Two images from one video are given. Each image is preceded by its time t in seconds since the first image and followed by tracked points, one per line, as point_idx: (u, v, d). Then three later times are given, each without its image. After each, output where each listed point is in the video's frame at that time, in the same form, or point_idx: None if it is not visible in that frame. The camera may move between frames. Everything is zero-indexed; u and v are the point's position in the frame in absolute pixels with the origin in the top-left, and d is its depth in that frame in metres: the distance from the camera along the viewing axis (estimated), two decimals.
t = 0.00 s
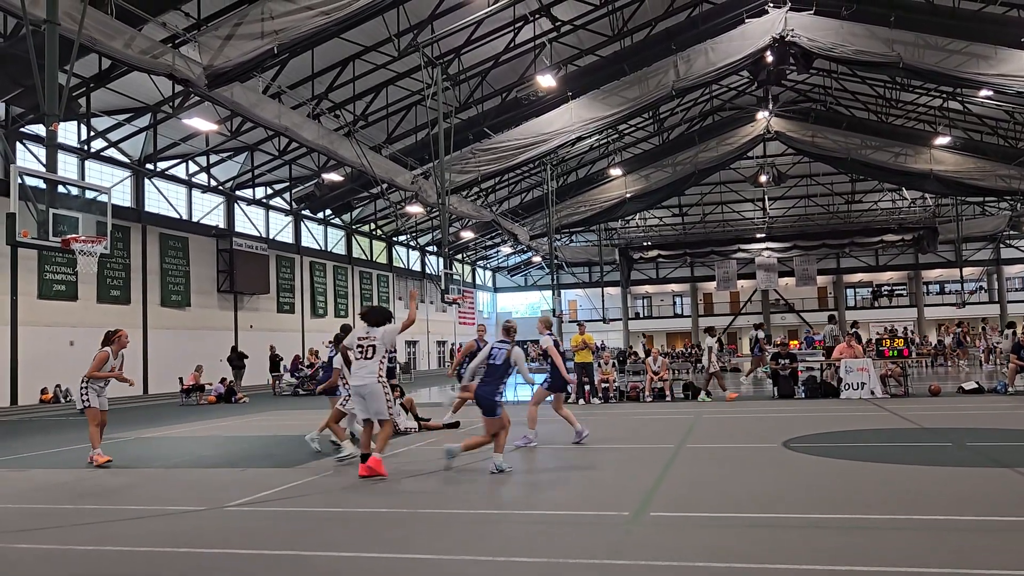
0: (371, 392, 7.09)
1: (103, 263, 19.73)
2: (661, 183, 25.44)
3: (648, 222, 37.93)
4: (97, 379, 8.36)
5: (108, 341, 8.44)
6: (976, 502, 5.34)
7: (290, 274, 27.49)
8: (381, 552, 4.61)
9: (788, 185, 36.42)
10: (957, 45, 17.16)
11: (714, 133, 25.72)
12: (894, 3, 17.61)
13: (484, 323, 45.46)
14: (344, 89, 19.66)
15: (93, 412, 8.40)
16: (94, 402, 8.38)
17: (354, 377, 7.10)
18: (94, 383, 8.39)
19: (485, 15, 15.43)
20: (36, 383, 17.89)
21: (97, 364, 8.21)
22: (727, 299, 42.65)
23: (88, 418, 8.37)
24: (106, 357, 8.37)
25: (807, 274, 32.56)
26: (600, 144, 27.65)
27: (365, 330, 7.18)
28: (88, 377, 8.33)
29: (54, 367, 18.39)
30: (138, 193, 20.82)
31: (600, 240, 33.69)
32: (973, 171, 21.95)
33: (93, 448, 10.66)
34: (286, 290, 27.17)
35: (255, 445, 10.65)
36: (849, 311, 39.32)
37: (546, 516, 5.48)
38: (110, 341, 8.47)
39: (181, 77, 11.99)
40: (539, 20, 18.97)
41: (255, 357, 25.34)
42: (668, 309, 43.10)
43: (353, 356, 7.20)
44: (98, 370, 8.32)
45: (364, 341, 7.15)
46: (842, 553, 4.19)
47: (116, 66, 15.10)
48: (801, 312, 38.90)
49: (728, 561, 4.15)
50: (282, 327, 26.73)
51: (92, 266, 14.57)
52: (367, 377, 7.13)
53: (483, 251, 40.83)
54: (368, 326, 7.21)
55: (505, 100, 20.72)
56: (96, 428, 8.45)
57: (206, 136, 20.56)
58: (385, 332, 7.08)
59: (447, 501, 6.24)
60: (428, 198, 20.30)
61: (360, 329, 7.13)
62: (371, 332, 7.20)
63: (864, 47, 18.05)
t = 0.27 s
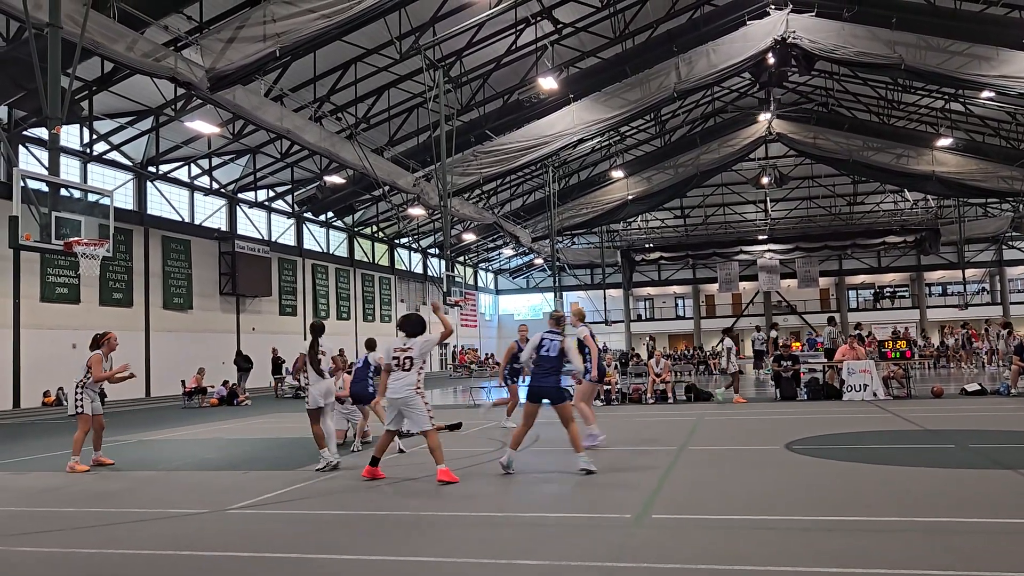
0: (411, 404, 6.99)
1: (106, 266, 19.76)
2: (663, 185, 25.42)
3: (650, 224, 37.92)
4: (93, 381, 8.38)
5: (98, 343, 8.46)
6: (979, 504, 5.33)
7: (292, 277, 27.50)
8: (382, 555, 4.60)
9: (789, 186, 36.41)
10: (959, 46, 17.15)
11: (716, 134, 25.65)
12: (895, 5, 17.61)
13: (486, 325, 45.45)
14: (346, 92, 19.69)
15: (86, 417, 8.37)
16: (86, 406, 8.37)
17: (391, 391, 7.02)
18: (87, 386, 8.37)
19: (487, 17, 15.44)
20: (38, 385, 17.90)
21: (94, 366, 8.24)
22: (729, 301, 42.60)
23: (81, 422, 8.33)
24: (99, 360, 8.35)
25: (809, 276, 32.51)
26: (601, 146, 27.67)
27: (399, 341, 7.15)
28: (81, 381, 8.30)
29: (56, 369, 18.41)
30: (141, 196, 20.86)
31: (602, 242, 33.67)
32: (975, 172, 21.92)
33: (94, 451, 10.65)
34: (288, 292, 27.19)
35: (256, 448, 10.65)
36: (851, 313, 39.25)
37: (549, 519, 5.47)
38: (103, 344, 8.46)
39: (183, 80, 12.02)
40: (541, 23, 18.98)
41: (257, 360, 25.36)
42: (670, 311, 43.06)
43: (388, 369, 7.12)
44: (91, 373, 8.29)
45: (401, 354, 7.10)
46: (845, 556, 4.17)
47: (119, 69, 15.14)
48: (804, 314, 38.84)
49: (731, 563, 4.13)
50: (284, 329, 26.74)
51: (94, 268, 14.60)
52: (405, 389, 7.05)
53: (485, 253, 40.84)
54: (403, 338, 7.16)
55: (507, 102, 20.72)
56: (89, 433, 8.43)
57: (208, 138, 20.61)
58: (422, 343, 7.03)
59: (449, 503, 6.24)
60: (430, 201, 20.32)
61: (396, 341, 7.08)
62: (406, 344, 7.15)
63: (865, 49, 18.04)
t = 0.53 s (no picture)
0: (455, 395, 6.86)
1: (109, 268, 19.81)
2: (666, 186, 25.40)
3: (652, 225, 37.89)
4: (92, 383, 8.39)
5: (91, 345, 8.44)
6: (982, 505, 5.32)
7: (295, 278, 27.54)
8: (385, 556, 4.60)
9: (792, 187, 36.36)
10: (962, 47, 17.11)
11: (719, 136, 25.66)
12: (898, 6, 17.59)
13: (489, 327, 45.46)
14: (348, 94, 19.73)
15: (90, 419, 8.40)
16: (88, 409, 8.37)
17: (436, 380, 6.78)
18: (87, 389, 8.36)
19: (490, 19, 15.45)
20: (42, 387, 17.94)
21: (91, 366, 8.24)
22: (732, 302, 42.54)
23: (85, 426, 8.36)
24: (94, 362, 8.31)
25: (812, 277, 32.46)
26: (604, 147, 27.66)
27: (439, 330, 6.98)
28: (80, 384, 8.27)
29: (60, 371, 18.46)
30: (144, 199, 20.90)
31: (605, 243, 33.67)
32: (979, 173, 21.86)
33: (96, 453, 10.64)
34: (291, 294, 27.22)
35: (259, 450, 10.65)
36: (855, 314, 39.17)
37: (552, 520, 5.47)
38: (97, 344, 8.41)
39: (187, 82, 12.06)
40: (544, 24, 19.00)
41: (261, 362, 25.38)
42: (673, 312, 43.00)
43: (430, 358, 6.83)
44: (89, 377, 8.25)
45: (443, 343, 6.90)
46: (849, 557, 4.15)
47: (122, 72, 15.19)
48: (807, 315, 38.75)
49: (735, 565, 4.11)
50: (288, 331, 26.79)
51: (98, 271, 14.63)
52: (447, 381, 6.89)
53: (487, 255, 40.88)
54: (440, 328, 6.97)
55: (510, 104, 20.74)
56: (94, 433, 8.48)
57: (211, 141, 20.66)
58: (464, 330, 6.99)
59: (452, 505, 6.24)
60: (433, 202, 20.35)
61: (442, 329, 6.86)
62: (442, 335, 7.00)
63: (868, 50, 18.02)
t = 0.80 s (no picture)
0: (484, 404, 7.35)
1: (114, 269, 19.87)
2: (669, 187, 25.37)
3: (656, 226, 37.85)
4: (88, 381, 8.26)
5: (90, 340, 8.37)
6: (987, 506, 5.29)
7: (299, 280, 27.59)
8: (387, 557, 4.61)
9: (796, 188, 36.30)
10: (967, 47, 17.05)
11: (722, 137, 25.64)
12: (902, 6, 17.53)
13: (493, 328, 45.46)
14: (352, 95, 19.77)
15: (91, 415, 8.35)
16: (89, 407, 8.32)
17: (466, 388, 7.16)
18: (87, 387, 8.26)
19: (493, 20, 15.46)
20: (46, 389, 18.01)
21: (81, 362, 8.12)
22: (736, 303, 42.44)
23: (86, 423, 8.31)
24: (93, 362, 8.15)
25: (816, 278, 32.39)
26: (607, 148, 27.66)
27: (475, 341, 7.41)
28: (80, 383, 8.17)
29: (64, 372, 18.52)
30: (148, 200, 20.97)
31: (608, 244, 33.66)
32: (984, 173, 21.78)
33: (101, 454, 10.67)
34: (295, 296, 27.26)
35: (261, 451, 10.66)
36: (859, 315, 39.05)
37: (553, 521, 5.47)
38: (95, 342, 8.24)
39: (190, 84, 12.10)
40: (547, 25, 19.01)
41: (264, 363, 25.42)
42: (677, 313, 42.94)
43: (465, 368, 7.27)
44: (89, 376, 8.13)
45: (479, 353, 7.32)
46: (852, 559, 4.13)
47: (126, 74, 15.24)
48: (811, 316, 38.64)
49: (738, 566, 4.10)
50: (291, 333, 26.84)
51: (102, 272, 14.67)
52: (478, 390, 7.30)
53: (491, 256, 40.90)
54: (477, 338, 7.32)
55: (513, 105, 20.75)
56: (94, 430, 8.40)
57: (215, 142, 20.72)
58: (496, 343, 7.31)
59: (453, 506, 6.24)
60: (436, 204, 20.37)
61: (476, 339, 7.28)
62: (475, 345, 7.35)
63: (872, 50, 17.97)
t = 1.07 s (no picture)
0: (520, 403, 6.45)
1: (119, 269, 19.94)
2: (674, 187, 25.33)
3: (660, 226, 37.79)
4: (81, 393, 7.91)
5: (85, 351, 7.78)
6: (992, 507, 5.27)
7: (304, 279, 27.66)
8: (392, 558, 4.61)
9: (801, 187, 36.19)
10: (972, 46, 16.97)
11: (726, 136, 25.59)
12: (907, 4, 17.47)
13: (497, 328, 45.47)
14: (356, 95, 19.80)
15: (90, 420, 8.09)
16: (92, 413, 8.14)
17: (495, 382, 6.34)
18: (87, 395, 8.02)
19: (497, 20, 15.46)
20: (52, 388, 18.08)
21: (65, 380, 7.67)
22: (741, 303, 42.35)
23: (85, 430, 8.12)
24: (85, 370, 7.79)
25: (821, 277, 32.30)
26: (611, 148, 27.64)
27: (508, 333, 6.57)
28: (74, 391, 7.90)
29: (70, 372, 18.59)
30: (153, 200, 21.04)
31: (613, 244, 33.63)
32: (989, 172, 21.68)
33: (106, 454, 10.71)
34: (299, 295, 27.33)
35: (265, 452, 10.68)
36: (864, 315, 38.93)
37: (558, 521, 5.47)
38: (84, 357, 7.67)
39: (195, 84, 12.14)
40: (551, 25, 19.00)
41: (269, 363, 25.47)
42: (681, 313, 42.87)
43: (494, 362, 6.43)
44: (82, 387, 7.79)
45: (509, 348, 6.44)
46: (854, 560, 4.13)
47: (132, 74, 15.29)
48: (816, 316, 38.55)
49: (743, 566, 4.09)
50: (296, 332, 26.90)
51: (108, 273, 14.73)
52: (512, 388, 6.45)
53: (495, 256, 40.93)
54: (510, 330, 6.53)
55: (517, 105, 20.75)
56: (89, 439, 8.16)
57: (220, 142, 20.77)
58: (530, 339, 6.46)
59: (458, 506, 6.23)
60: (440, 203, 20.39)
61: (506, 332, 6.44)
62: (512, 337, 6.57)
63: (877, 49, 17.91)
